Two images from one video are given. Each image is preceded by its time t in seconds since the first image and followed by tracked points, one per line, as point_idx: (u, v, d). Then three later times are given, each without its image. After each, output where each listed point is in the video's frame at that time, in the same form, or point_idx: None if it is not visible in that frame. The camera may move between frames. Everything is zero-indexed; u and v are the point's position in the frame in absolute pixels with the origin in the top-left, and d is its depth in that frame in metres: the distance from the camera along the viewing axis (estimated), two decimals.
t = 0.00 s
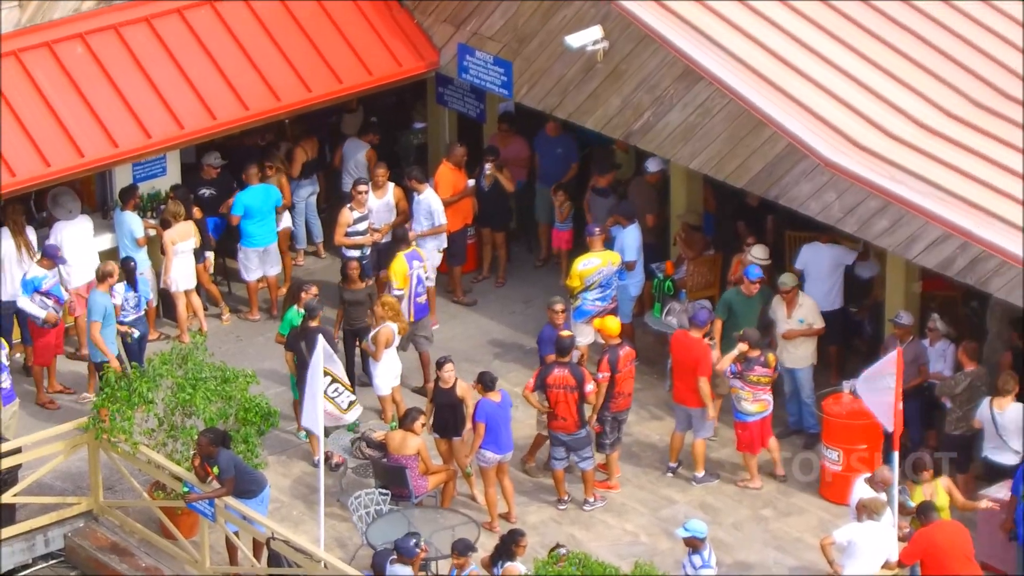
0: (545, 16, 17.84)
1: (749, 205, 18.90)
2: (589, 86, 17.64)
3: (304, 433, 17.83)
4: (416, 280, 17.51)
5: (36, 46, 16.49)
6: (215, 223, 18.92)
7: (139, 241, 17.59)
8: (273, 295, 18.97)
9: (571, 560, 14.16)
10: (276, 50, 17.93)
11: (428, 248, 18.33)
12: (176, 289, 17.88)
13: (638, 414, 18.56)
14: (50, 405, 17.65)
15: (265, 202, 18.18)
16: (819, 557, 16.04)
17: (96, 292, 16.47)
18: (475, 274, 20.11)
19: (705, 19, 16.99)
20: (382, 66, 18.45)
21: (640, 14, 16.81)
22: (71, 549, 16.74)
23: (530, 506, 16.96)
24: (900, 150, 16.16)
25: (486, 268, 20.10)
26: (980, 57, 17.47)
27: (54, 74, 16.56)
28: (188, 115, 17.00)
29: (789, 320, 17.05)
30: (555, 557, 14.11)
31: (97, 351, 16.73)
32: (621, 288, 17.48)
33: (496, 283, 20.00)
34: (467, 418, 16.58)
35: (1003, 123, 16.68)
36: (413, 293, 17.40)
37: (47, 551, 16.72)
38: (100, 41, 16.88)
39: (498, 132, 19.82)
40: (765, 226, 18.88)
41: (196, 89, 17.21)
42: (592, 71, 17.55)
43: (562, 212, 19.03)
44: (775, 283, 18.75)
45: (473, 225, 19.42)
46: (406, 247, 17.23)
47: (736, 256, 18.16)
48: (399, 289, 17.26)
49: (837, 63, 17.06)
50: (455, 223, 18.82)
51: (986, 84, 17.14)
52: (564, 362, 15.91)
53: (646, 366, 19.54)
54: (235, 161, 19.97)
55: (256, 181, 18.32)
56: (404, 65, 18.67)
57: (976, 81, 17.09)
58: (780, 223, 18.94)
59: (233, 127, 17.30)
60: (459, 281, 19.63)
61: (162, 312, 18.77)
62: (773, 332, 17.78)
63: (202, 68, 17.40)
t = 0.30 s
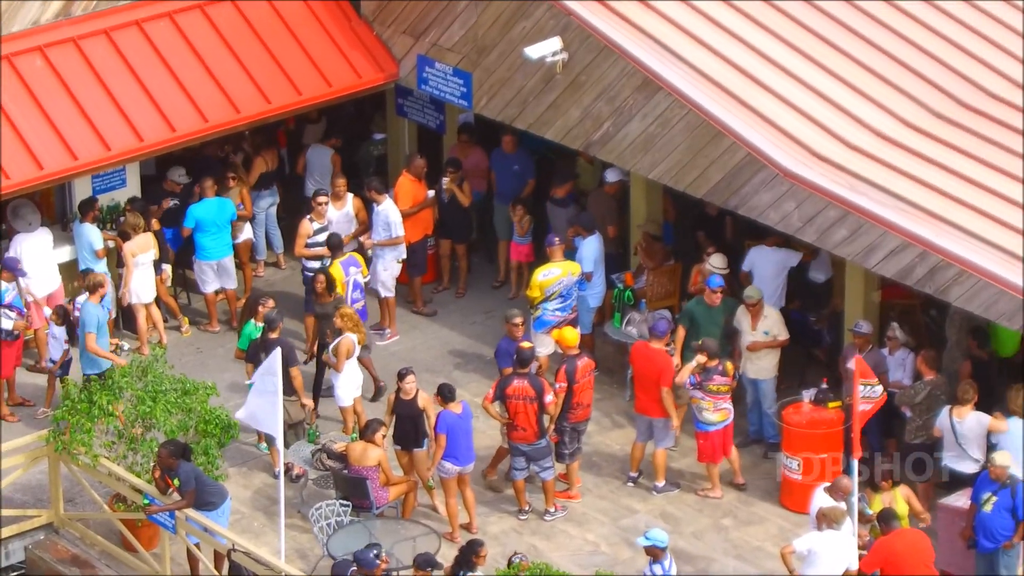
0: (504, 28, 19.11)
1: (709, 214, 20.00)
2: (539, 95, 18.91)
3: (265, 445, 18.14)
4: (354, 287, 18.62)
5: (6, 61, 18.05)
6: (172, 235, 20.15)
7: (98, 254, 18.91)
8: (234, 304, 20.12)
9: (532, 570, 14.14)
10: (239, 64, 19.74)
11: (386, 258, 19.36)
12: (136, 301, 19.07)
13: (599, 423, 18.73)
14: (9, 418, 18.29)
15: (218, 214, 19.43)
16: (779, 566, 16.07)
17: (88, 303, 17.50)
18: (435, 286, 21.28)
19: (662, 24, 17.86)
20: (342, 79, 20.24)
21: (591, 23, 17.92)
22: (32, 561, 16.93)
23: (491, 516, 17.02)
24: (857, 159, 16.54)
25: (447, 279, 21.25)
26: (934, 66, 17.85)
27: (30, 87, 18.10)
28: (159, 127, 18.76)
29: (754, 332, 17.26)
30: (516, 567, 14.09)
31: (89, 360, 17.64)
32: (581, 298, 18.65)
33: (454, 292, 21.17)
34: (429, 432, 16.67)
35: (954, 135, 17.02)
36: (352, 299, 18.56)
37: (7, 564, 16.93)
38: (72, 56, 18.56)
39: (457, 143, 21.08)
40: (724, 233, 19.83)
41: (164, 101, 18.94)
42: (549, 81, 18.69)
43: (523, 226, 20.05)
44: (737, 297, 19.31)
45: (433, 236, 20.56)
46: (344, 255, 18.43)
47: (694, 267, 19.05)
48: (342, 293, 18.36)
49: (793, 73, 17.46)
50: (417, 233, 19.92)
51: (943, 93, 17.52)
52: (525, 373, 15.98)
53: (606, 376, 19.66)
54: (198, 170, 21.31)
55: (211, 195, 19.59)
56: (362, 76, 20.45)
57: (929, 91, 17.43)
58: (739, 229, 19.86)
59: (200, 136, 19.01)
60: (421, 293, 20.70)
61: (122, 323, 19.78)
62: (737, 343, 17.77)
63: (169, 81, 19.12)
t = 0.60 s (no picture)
0: (496, 32, 19.94)
1: (702, 217, 20.17)
2: (526, 99, 19.78)
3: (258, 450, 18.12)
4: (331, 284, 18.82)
5: None
6: (164, 239, 20.42)
7: (91, 257, 19.08)
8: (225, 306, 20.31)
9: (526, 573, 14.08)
10: (232, 68, 20.52)
11: (376, 261, 19.50)
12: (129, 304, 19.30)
13: (592, 425, 18.80)
14: (3, 421, 18.36)
15: (207, 217, 19.54)
16: (773, 568, 16.06)
17: (114, 298, 17.76)
18: (428, 289, 21.41)
19: (655, 37, 19.04)
20: (334, 83, 21.06)
21: (577, 29, 18.87)
22: (26, 564, 17.05)
23: (485, 520, 17.04)
24: (846, 166, 17.76)
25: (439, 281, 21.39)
26: (908, 84, 19.31)
27: (23, 90, 18.75)
28: (150, 128, 19.39)
29: (750, 337, 17.31)
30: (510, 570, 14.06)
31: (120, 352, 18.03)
32: (574, 301, 18.80)
33: (447, 294, 21.19)
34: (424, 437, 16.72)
35: (943, 138, 18.50)
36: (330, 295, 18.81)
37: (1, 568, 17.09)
38: (63, 61, 19.26)
39: (450, 147, 21.14)
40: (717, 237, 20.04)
41: (157, 104, 19.66)
42: (541, 85, 19.55)
43: (514, 235, 20.02)
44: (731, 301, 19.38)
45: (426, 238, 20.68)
46: (323, 254, 18.61)
47: (687, 270, 19.25)
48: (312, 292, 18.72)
49: (786, 86, 18.86)
50: (410, 236, 20.09)
51: (919, 106, 18.94)
52: (517, 377, 15.98)
53: (600, 379, 19.78)
54: (190, 173, 21.32)
55: (201, 199, 19.68)
56: (354, 79, 21.26)
57: (915, 102, 18.93)
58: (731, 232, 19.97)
59: (192, 138, 19.72)
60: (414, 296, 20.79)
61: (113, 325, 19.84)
62: (731, 346, 17.77)
63: (162, 84, 19.87)
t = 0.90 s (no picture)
0: (497, 38, 20.32)
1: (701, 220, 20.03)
2: (525, 103, 20.04)
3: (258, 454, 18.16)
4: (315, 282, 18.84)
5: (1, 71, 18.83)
6: (164, 243, 20.61)
7: (89, 259, 19.10)
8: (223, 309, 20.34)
9: None
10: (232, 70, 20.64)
11: (371, 263, 19.56)
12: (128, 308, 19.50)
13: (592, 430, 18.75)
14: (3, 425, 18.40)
15: (205, 221, 19.60)
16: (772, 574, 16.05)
17: (144, 299, 17.79)
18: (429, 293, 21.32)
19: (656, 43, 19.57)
20: (335, 86, 21.29)
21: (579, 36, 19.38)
22: (26, 568, 17.08)
23: (484, 524, 17.06)
24: (842, 169, 18.00)
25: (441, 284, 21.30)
26: (907, 87, 19.42)
27: (23, 94, 18.85)
28: (150, 131, 19.47)
29: (750, 344, 17.38)
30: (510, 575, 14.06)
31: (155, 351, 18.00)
32: (574, 304, 18.85)
33: (446, 297, 21.30)
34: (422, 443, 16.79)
35: (943, 142, 18.62)
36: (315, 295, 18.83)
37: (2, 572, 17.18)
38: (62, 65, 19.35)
39: (448, 151, 20.99)
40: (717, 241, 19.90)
41: (156, 107, 19.71)
42: (541, 89, 19.70)
43: (512, 245, 19.99)
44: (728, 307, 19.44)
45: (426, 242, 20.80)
46: (309, 253, 18.65)
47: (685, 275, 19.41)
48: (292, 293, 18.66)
49: (783, 90, 19.09)
50: (409, 239, 20.20)
51: (915, 109, 19.10)
52: (516, 381, 15.96)
53: (600, 383, 19.81)
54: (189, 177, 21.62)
55: (199, 204, 19.73)
56: (354, 83, 21.49)
57: (915, 107, 19.10)
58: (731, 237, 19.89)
59: (192, 141, 19.83)
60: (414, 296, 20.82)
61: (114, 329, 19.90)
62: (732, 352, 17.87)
63: (162, 86, 19.94)
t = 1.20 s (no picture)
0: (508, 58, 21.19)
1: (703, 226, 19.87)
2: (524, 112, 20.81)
3: (249, 454, 17.02)
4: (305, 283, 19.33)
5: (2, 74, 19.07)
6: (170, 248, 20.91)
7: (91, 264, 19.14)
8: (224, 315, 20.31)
9: None
10: (233, 76, 20.88)
11: (372, 266, 19.63)
12: (129, 311, 19.49)
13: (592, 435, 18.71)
14: (5, 429, 18.45)
15: (206, 224, 19.59)
16: None
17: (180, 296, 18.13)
18: (435, 296, 21.37)
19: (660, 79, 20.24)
20: (331, 89, 21.29)
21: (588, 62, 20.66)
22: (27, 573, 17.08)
23: (485, 528, 17.08)
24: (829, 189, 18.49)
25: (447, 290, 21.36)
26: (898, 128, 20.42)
27: (23, 99, 19.17)
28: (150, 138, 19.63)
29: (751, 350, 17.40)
30: None
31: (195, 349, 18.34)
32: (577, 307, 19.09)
33: (448, 303, 21.36)
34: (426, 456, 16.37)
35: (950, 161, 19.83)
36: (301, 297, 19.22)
37: None
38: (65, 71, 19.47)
39: (450, 156, 20.90)
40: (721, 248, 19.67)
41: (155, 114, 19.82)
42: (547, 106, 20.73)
43: (512, 253, 20.58)
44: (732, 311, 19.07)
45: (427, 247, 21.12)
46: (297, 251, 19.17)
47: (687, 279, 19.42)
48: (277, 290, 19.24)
49: (780, 124, 19.83)
50: (411, 243, 20.56)
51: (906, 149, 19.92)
52: (517, 386, 15.98)
53: (600, 387, 19.77)
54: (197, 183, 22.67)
55: (201, 209, 19.83)
56: (354, 87, 21.51)
57: (925, 131, 20.41)
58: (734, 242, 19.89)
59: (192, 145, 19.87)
60: (417, 308, 21.04)
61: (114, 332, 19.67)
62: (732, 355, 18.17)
63: (158, 91, 20.14)
